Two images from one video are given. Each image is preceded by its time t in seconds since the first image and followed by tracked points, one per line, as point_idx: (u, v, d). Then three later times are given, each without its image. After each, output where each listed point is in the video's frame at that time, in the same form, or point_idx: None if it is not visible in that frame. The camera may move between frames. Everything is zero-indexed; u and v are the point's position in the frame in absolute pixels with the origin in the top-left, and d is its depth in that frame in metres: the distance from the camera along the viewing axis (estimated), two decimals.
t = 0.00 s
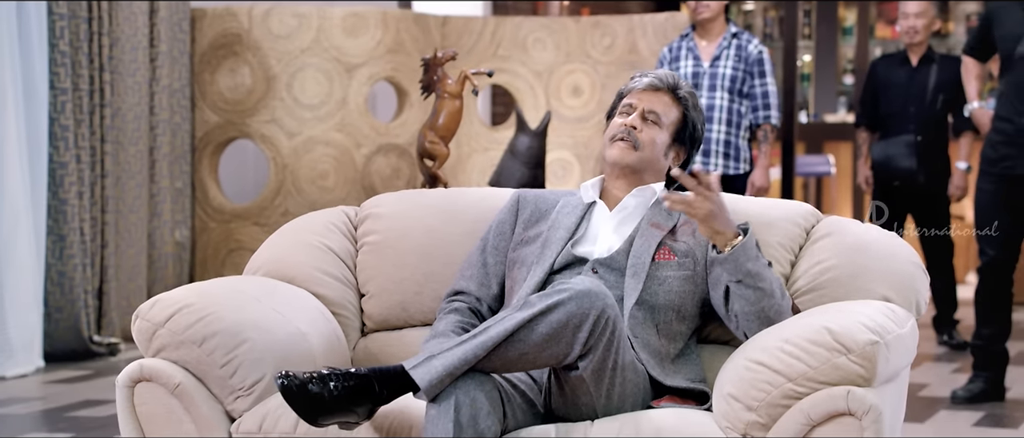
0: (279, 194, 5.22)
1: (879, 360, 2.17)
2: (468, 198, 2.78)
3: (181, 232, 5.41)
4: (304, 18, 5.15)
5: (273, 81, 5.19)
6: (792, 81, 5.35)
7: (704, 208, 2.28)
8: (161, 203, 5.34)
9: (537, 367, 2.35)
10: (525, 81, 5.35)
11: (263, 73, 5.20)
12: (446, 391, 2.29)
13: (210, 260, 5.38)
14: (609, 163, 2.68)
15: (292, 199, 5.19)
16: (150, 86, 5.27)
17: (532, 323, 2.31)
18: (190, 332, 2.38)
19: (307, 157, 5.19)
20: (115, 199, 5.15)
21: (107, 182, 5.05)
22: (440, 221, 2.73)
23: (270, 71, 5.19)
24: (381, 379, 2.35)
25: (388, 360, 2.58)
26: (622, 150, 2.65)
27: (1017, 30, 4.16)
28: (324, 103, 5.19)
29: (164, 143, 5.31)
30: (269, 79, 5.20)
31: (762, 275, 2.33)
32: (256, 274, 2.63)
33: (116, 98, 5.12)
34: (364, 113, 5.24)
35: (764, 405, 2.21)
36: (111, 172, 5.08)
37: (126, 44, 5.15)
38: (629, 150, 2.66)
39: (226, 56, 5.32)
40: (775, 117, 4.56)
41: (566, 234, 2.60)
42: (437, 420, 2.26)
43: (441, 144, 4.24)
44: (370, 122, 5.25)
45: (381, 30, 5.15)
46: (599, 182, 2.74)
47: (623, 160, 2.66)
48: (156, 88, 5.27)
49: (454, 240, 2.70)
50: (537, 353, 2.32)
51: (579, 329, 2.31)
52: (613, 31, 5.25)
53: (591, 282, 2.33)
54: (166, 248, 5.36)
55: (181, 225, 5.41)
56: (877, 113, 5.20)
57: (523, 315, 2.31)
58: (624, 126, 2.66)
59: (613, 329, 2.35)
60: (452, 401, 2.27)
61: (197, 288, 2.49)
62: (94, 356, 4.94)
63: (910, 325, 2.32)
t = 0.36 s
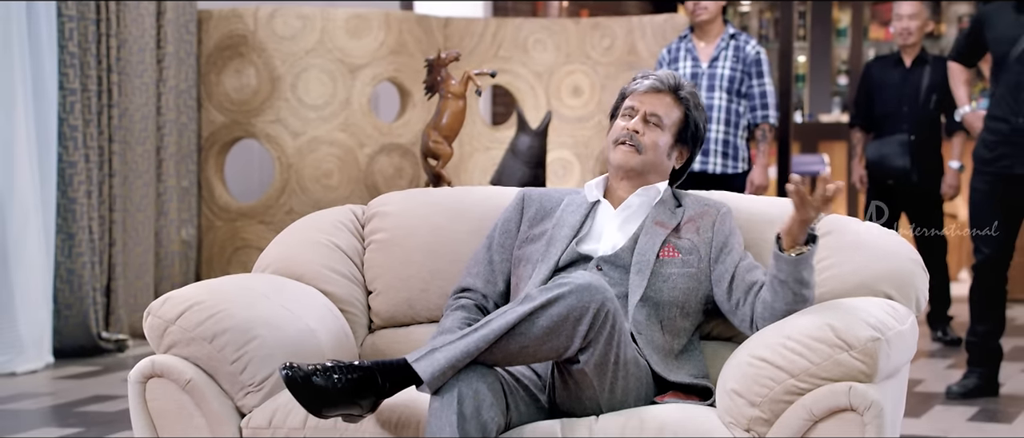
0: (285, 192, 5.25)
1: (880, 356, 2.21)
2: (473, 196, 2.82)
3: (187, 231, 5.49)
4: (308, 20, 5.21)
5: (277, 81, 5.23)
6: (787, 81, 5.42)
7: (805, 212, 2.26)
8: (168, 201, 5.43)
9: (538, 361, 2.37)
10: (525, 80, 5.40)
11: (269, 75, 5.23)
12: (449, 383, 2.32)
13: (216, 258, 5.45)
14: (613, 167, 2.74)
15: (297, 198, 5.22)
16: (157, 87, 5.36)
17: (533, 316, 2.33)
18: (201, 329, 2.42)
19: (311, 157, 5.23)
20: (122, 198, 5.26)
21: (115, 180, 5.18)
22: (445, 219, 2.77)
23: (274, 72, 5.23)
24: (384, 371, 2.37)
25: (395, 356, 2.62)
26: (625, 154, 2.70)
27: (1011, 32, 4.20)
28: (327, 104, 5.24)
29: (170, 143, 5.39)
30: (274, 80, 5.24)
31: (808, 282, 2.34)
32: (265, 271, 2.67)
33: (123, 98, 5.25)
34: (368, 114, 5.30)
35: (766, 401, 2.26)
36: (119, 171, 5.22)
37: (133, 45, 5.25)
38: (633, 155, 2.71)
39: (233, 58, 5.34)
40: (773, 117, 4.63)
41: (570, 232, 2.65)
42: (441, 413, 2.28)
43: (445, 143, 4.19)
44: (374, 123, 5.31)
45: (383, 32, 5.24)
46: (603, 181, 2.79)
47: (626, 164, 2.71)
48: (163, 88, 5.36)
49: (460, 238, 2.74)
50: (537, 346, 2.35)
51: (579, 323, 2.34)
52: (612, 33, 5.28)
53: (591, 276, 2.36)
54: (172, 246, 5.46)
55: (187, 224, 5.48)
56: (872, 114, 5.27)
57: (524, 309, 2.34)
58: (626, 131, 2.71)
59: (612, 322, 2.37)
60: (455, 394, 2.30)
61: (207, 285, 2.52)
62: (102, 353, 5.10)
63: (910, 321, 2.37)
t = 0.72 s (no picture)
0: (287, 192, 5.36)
1: (883, 355, 2.25)
2: (478, 195, 2.85)
3: (193, 229, 5.69)
4: (312, 21, 5.31)
5: (281, 82, 5.33)
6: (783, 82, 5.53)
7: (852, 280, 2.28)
8: (173, 201, 5.60)
9: (543, 358, 2.38)
10: (527, 82, 5.51)
11: (272, 76, 5.34)
12: (456, 384, 2.32)
13: (221, 257, 5.55)
14: (608, 170, 2.76)
15: (300, 197, 5.32)
16: (163, 88, 5.52)
17: (538, 315, 2.34)
18: (211, 325, 2.44)
19: (314, 157, 5.33)
20: (129, 196, 5.40)
21: (121, 180, 5.31)
22: (451, 217, 2.80)
23: (279, 73, 5.33)
24: (392, 372, 2.39)
25: (403, 354, 2.65)
26: (617, 156, 2.73)
27: (1005, 35, 4.27)
28: (331, 105, 5.33)
29: (175, 143, 5.56)
30: (278, 81, 5.34)
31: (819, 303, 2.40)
32: (274, 268, 2.69)
33: (129, 99, 5.38)
34: (370, 114, 5.40)
35: (770, 397, 2.31)
36: (125, 171, 5.35)
37: (139, 47, 5.39)
38: (625, 155, 2.73)
39: (236, 58, 5.50)
40: (769, 117, 4.70)
41: (574, 229, 2.68)
42: (449, 413, 2.30)
43: (448, 143, 4.23)
44: (376, 124, 5.40)
45: (386, 33, 5.34)
46: (604, 179, 2.81)
47: (620, 166, 2.73)
48: (168, 89, 5.52)
49: (466, 236, 2.77)
50: (543, 345, 2.36)
51: (584, 321, 2.35)
52: (611, 34, 5.39)
53: (594, 275, 2.37)
54: (178, 244, 5.64)
55: (193, 223, 5.68)
56: (867, 114, 5.32)
57: (528, 308, 2.34)
58: (617, 132, 2.74)
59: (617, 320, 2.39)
60: (462, 394, 2.30)
61: (217, 283, 2.55)
62: (109, 349, 5.22)
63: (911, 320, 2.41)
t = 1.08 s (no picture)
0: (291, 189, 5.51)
1: (883, 350, 2.28)
2: (483, 193, 2.88)
3: (197, 227, 5.75)
4: (313, 22, 5.45)
5: (284, 81, 5.47)
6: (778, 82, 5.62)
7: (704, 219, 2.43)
8: (178, 199, 5.66)
9: (553, 355, 2.42)
10: (526, 82, 5.62)
11: (275, 76, 5.47)
12: (465, 377, 2.36)
13: (225, 254, 5.69)
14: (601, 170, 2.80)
15: (303, 194, 5.48)
16: (168, 87, 5.58)
17: (547, 312, 2.38)
18: (221, 321, 2.46)
19: (316, 155, 5.48)
20: (133, 194, 5.46)
21: (127, 178, 5.38)
22: (457, 215, 2.83)
23: (281, 73, 5.46)
24: (402, 364, 2.41)
25: (409, 349, 2.70)
26: (605, 156, 2.77)
27: (994, 36, 4.32)
28: (333, 104, 5.49)
29: (180, 142, 5.62)
30: (280, 80, 5.47)
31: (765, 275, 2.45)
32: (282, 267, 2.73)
33: (135, 98, 5.44)
34: (371, 113, 5.56)
35: (772, 393, 2.33)
36: (130, 170, 5.42)
37: (143, 47, 5.45)
38: (614, 155, 2.76)
39: (240, 58, 5.60)
40: (766, 116, 4.76)
41: (577, 227, 2.71)
42: (457, 406, 2.32)
43: (449, 142, 4.46)
44: (377, 122, 5.56)
45: (388, 34, 5.50)
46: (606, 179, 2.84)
47: (609, 165, 2.77)
48: (173, 88, 5.58)
49: (471, 233, 2.81)
50: (552, 341, 2.39)
51: (593, 318, 2.39)
52: (609, 35, 5.51)
53: (604, 273, 2.40)
54: (183, 242, 5.69)
55: (197, 221, 5.74)
56: (861, 114, 5.48)
57: (538, 305, 2.39)
58: (607, 132, 2.78)
59: (626, 318, 2.43)
60: (471, 387, 2.33)
61: (225, 280, 2.57)
62: (114, 345, 5.29)
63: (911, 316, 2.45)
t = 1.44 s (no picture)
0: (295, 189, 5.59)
1: (882, 345, 2.31)
2: (487, 192, 2.93)
3: (203, 226, 5.79)
4: (317, 24, 5.54)
5: (288, 82, 5.55)
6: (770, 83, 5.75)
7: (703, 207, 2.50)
8: (185, 198, 5.71)
9: (558, 351, 2.45)
10: (525, 83, 5.73)
11: (280, 77, 5.56)
12: (471, 374, 2.39)
13: (230, 251, 5.76)
14: (601, 171, 2.82)
15: (307, 193, 5.56)
16: (174, 88, 5.62)
17: (551, 310, 2.42)
18: (232, 318, 2.51)
19: (320, 155, 5.57)
20: (141, 193, 5.49)
21: (134, 178, 5.43)
22: (462, 213, 2.88)
23: (286, 74, 5.55)
24: (410, 364, 2.44)
25: (415, 345, 2.75)
26: (604, 157, 2.79)
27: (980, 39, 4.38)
28: (336, 104, 5.58)
29: (186, 142, 5.66)
30: (285, 81, 5.56)
31: (760, 265, 2.50)
32: (290, 265, 2.78)
33: (142, 99, 5.46)
34: (374, 113, 5.65)
35: (773, 388, 2.37)
36: (138, 169, 5.46)
37: (151, 49, 5.47)
38: (612, 156, 2.78)
39: (245, 59, 5.68)
40: (761, 117, 4.81)
41: (580, 226, 2.75)
42: (464, 403, 2.36)
43: (452, 141, 4.54)
44: (380, 122, 5.66)
45: (390, 36, 5.59)
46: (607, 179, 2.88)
47: (608, 167, 2.79)
48: (180, 89, 5.62)
49: (476, 232, 2.86)
50: (556, 338, 2.43)
51: (595, 316, 2.42)
52: (606, 37, 5.59)
53: (606, 271, 2.43)
54: (188, 241, 5.75)
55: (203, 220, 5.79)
56: (854, 114, 5.59)
57: (542, 303, 2.42)
58: (604, 134, 2.79)
59: (627, 315, 2.46)
60: (477, 384, 2.37)
61: (236, 278, 2.61)
62: (122, 341, 5.33)
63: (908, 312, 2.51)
